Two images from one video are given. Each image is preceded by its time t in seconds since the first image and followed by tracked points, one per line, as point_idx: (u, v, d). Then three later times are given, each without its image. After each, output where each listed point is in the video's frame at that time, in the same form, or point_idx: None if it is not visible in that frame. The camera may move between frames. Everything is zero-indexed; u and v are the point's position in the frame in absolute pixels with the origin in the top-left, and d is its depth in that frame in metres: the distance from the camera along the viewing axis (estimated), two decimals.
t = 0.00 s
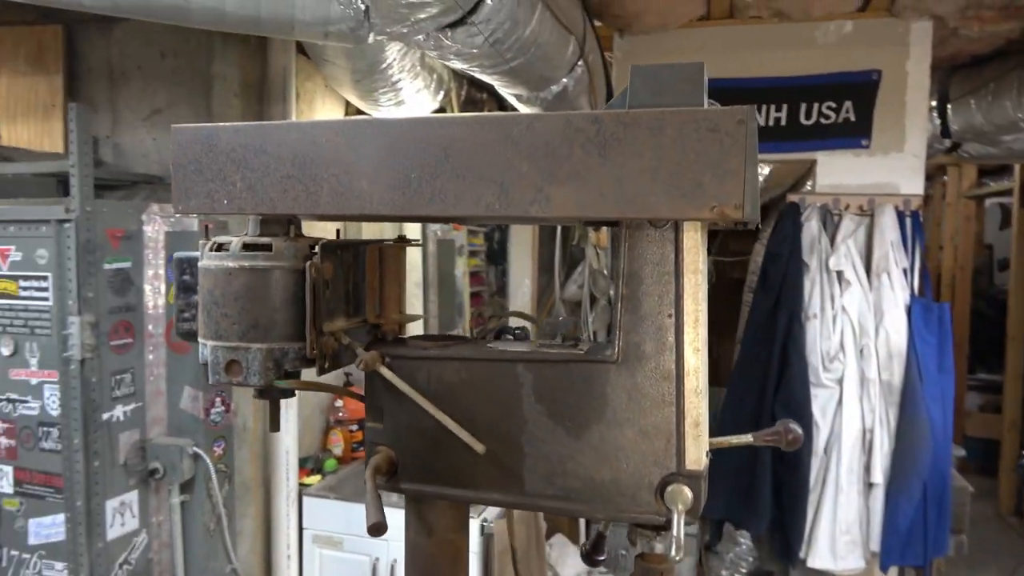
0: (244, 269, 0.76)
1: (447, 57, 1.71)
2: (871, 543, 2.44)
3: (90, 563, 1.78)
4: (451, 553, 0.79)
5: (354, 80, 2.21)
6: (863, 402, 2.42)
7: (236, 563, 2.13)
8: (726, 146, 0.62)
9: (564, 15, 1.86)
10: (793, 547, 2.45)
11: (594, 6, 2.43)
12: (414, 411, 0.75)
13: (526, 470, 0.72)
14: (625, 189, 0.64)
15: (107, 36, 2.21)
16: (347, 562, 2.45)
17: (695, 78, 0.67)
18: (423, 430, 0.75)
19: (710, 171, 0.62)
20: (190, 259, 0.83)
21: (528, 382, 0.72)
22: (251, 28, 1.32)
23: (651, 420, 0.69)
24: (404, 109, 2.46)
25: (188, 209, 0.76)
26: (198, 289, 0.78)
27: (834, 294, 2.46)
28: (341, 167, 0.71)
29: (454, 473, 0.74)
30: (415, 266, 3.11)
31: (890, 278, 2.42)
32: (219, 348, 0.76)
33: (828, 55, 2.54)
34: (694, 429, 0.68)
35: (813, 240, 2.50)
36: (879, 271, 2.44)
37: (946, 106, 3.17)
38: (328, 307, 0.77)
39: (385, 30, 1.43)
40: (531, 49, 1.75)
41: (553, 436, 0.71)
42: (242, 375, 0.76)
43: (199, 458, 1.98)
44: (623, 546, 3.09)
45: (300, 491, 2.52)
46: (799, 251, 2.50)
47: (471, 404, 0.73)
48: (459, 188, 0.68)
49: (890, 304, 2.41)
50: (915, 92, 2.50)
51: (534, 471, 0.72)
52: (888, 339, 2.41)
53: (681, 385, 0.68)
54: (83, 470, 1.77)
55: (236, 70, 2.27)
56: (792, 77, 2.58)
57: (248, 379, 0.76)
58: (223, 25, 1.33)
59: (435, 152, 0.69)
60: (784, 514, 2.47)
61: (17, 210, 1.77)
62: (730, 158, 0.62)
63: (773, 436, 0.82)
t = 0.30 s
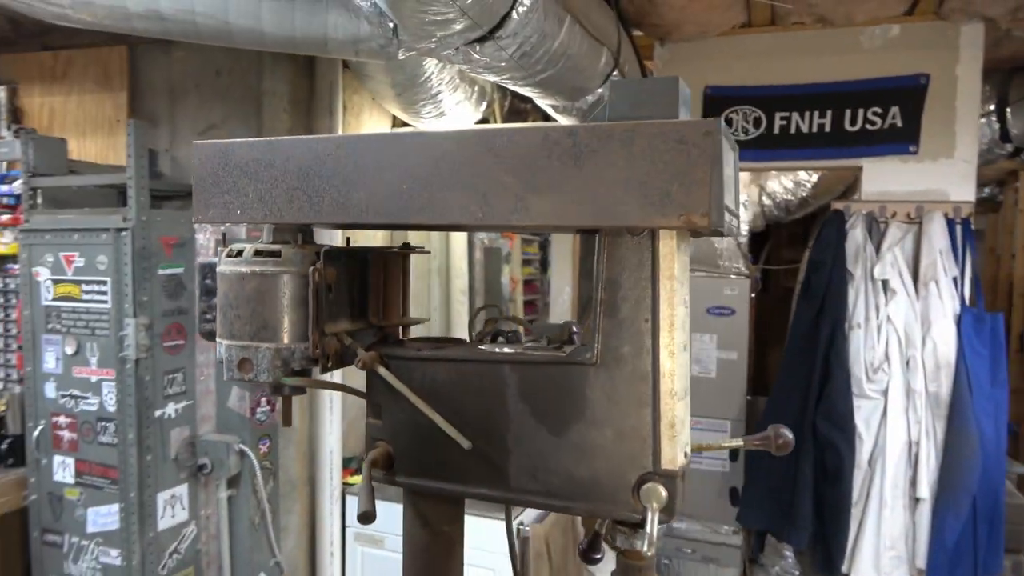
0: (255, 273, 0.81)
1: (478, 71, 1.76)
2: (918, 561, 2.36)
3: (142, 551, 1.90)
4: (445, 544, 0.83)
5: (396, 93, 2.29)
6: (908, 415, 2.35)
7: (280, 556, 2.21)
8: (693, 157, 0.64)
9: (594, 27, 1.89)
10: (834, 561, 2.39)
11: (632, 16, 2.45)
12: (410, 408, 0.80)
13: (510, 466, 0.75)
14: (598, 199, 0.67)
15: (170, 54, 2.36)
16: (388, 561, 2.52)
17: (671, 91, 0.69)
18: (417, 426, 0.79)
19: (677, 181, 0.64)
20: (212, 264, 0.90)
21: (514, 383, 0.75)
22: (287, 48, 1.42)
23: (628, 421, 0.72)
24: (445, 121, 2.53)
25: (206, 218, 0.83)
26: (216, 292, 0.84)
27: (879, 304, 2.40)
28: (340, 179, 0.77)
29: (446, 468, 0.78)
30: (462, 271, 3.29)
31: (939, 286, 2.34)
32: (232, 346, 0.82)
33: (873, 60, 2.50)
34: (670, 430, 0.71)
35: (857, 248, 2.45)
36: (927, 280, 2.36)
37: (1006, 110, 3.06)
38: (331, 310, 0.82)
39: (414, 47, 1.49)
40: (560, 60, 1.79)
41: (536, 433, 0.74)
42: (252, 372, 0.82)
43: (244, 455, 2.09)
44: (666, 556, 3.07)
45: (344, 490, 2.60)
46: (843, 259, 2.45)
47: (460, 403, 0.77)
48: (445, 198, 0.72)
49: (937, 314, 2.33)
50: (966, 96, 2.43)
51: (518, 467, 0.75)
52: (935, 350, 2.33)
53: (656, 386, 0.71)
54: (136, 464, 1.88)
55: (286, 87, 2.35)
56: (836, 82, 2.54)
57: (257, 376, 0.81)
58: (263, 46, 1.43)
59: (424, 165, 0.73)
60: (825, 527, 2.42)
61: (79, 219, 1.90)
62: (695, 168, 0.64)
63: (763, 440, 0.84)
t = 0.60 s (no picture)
0: (278, 257, 0.88)
1: (517, 60, 1.80)
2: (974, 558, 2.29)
3: (205, 515, 2.04)
4: (450, 510, 0.89)
5: (444, 83, 2.35)
6: (964, 408, 2.28)
7: (333, 527, 2.33)
8: (666, 146, 0.67)
9: (635, 15, 1.90)
10: (884, 555, 2.35)
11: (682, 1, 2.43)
12: (416, 382, 0.86)
13: (505, 437, 0.80)
14: (582, 187, 0.71)
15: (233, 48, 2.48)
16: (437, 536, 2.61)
17: (654, 83, 0.72)
18: (422, 399, 0.85)
19: (652, 169, 0.67)
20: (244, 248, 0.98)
21: (508, 359, 0.80)
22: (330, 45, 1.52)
23: (613, 397, 0.75)
24: (495, 110, 2.57)
25: (236, 206, 0.90)
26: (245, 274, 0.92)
27: (936, 293, 2.32)
28: (351, 168, 0.83)
29: (448, 438, 0.84)
30: (516, 257, 3.36)
31: (1001, 275, 2.25)
32: (258, 323, 0.90)
33: (935, 40, 2.41)
34: (652, 405, 0.74)
35: (914, 234, 2.38)
36: (989, 268, 2.26)
37: None
38: (345, 291, 0.88)
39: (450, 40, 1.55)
40: (598, 49, 1.81)
41: (528, 408, 0.79)
42: (275, 347, 0.89)
43: (300, 430, 2.20)
44: (716, 543, 3.07)
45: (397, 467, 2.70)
46: (900, 245, 2.38)
47: (461, 378, 0.82)
48: (444, 186, 0.78)
49: (999, 304, 2.25)
50: None
51: (512, 439, 0.80)
52: (995, 342, 2.25)
53: (639, 364, 0.74)
54: (200, 434, 2.02)
55: (341, 78, 2.53)
56: (895, 64, 2.46)
57: (279, 350, 0.89)
58: (308, 41, 1.52)
59: (425, 156, 0.78)
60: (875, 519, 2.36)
61: (148, 206, 2.04)
62: (669, 157, 0.67)
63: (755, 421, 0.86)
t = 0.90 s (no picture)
0: (306, 262, 0.95)
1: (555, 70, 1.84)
2: None
3: (258, 507, 2.16)
4: (462, 502, 0.94)
5: (489, 92, 2.41)
6: (1020, 420, 2.21)
7: (378, 523, 2.41)
8: (654, 158, 0.70)
9: (673, 23, 1.92)
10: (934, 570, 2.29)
11: (727, 6, 2.44)
12: (431, 380, 0.91)
13: (510, 434, 0.85)
14: (577, 198, 0.75)
15: (291, 62, 2.61)
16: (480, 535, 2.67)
17: (649, 99, 0.76)
18: (435, 396, 0.91)
19: (641, 181, 0.71)
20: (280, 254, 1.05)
21: (513, 359, 0.84)
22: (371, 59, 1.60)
23: (610, 397, 0.79)
24: (541, 116, 2.62)
25: (271, 215, 0.98)
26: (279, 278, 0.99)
27: (991, 300, 2.28)
28: (373, 180, 0.89)
29: (459, 434, 0.89)
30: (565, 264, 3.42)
31: None
32: (289, 324, 0.97)
33: (992, 40, 2.34)
34: (646, 406, 0.78)
35: (967, 240, 2.32)
36: None
37: None
38: (368, 295, 0.94)
39: (486, 53, 1.60)
40: (636, 57, 1.84)
41: (533, 406, 0.83)
42: (304, 346, 0.96)
43: (348, 428, 2.30)
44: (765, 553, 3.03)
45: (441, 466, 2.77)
46: (952, 251, 2.33)
47: (471, 378, 0.88)
48: (453, 197, 0.83)
49: None
50: None
51: (517, 435, 0.85)
52: None
53: (634, 366, 0.78)
54: (254, 429, 2.13)
55: (392, 90, 2.57)
56: (950, 66, 2.40)
57: (308, 350, 0.96)
58: (352, 55, 1.64)
59: (437, 169, 0.84)
60: (924, 532, 2.29)
61: (209, 213, 2.16)
62: (656, 170, 0.70)
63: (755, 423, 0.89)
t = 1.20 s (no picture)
0: (324, 269, 1.00)
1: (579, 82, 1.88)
2: None
3: (292, 506, 2.23)
4: (470, 500, 0.97)
5: (517, 103, 2.46)
6: None
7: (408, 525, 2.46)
8: (644, 172, 0.74)
9: (697, 33, 1.94)
10: None
11: (756, 15, 2.44)
12: (440, 383, 0.95)
13: (513, 435, 0.89)
14: (574, 209, 0.79)
15: (327, 76, 2.70)
16: (509, 539, 2.70)
17: (642, 114, 0.79)
18: (444, 397, 0.95)
19: (632, 193, 0.75)
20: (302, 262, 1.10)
21: (516, 363, 0.88)
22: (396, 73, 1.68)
23: (606, 401, 0.82)
24: (570, 125, 2.65)
25: (293, 224, 1.03)
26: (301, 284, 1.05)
27: None
28: (386, 192, 0.94)
29: (465, 434, 0.93)
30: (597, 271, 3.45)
31: None
32: (309, 328, 1.03)
33: None
34: (640, 409, 0.81)
35: (1004, 248, 2.27)
36: None
37: None
38: (382, 302, 0.99)
39: (508, 67, 1.64)
40: (659, 67, 1.86)
41: (534, 408, 0.87)
42: (322, 349, 1.01)
43: (379, 431, 2.36)
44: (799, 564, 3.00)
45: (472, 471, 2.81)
46: (988, 259, 2.28)
47: (477, 380, 0.92)
48: (458, 208, 0.87)
49: None
50: None
51: (520, 436, 0.88)
52: None
53: (628, 370, 0.81)
54: (289, 431, 2.20)
55: (424, 102, 2.62)
56: (986, 71, 2.36)
57: (326, 352, 1.01)
58: (380, 70, 1.71)
59: (444, 181, 0.88)
60: (958, 545, 2.24)
61: (247, 222, 2.25)
62: (646, 182, 0.74)
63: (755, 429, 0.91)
